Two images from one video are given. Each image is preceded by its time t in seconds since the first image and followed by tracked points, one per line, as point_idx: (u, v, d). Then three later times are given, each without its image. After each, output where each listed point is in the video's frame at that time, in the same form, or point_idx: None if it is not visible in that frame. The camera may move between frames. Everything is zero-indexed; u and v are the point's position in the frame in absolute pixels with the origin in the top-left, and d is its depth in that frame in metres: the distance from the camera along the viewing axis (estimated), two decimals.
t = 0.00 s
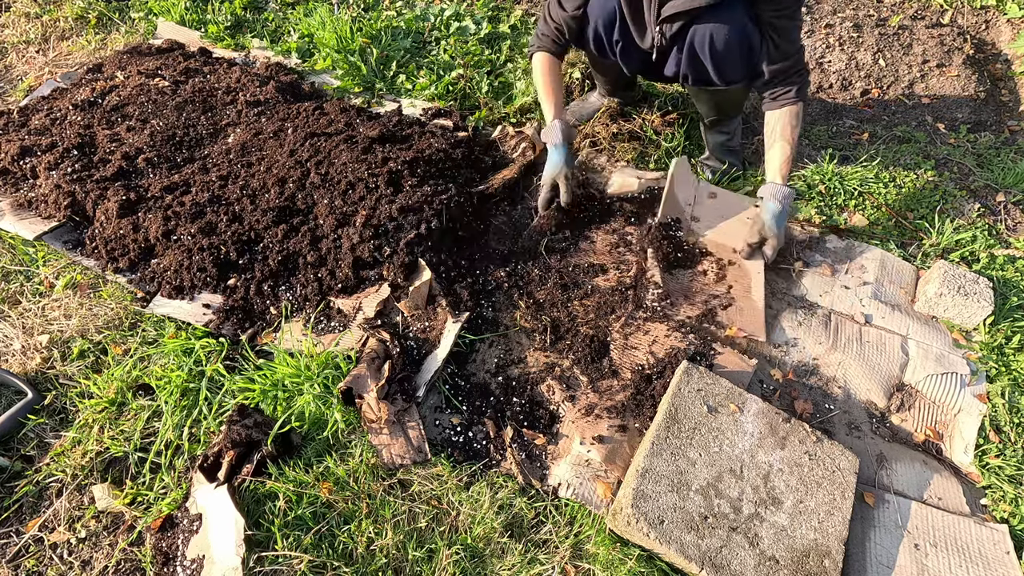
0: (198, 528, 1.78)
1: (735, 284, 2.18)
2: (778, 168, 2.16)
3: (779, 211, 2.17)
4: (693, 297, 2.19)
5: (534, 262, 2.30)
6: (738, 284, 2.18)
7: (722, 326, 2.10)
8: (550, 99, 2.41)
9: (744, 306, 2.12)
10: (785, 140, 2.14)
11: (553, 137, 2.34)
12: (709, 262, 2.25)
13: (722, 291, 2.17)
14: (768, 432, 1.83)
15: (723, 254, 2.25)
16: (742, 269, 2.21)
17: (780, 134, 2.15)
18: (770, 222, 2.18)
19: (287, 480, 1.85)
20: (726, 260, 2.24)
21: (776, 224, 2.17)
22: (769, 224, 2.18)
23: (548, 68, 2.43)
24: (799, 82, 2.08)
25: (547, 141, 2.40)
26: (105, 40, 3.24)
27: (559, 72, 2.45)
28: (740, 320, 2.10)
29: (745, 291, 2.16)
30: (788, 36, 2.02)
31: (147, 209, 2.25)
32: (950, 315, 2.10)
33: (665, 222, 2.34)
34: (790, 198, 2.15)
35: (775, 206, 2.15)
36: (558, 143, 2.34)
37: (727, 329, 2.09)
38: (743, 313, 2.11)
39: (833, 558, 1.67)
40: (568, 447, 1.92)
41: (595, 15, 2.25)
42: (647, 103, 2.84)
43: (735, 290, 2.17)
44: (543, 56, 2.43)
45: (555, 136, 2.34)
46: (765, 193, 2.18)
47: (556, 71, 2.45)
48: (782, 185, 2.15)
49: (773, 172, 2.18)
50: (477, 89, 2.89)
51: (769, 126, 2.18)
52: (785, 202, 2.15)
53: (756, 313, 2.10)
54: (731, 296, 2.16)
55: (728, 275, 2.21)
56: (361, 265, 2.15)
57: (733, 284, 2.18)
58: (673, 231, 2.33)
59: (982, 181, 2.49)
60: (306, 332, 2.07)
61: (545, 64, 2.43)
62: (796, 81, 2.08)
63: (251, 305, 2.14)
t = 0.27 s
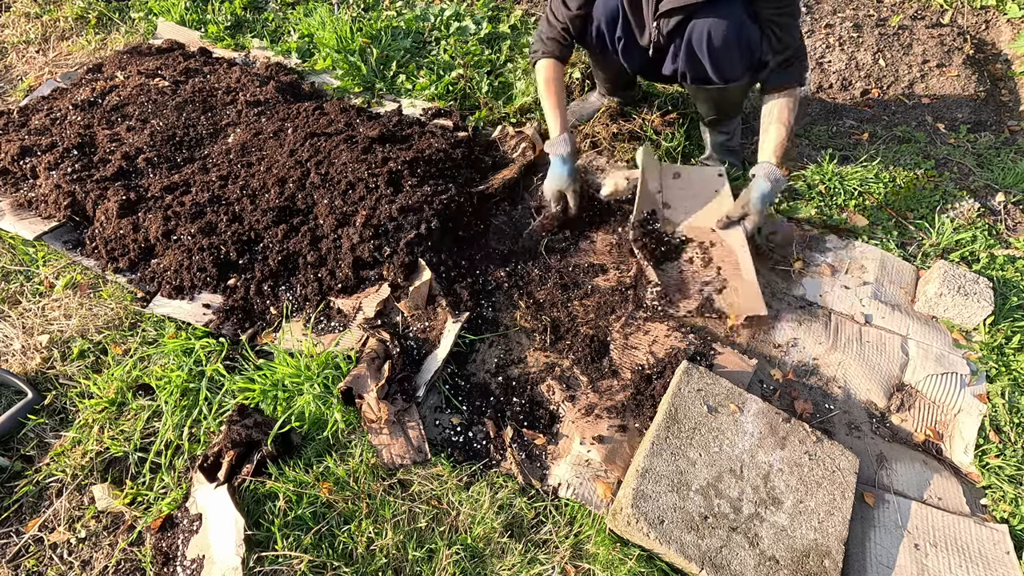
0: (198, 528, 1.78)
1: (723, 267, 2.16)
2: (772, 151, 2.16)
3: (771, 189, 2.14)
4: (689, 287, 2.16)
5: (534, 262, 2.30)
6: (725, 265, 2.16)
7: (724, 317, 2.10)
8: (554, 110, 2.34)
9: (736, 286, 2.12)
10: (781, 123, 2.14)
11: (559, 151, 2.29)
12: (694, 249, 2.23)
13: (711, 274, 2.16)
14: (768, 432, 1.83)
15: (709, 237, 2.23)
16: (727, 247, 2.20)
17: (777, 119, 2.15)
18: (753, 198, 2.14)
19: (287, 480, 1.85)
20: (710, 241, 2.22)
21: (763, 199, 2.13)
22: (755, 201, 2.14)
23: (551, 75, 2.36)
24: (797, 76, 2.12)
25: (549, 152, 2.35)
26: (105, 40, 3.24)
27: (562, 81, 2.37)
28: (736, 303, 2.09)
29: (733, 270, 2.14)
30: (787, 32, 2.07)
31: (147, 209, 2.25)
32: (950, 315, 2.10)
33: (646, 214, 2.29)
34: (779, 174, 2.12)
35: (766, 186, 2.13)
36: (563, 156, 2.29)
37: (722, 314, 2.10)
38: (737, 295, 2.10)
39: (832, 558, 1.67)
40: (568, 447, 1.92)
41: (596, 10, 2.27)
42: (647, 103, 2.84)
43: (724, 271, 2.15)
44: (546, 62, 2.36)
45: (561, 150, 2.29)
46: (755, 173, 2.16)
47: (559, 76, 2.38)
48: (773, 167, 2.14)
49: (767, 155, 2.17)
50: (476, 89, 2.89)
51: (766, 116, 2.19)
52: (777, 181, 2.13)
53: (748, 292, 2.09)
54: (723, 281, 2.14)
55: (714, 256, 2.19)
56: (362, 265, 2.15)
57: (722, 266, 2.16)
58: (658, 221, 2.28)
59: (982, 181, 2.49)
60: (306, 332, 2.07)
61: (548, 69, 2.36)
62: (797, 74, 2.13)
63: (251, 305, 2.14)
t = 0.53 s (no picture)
0: (198, 527, 1.78)
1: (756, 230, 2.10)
2: (796, 111, 2.17)
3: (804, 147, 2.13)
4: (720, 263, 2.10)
5: (534, 262, 2.30)
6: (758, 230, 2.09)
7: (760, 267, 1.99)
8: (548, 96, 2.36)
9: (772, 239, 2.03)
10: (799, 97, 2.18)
11: (553, 135, 2.31)
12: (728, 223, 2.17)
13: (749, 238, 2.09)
14: (768, 432, 1.83)
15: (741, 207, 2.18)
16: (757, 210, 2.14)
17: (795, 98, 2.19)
18: (787, 158, 2.14)
19: (287, 480, 1.85)
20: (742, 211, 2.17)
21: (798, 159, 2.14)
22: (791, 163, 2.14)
23: (548, 64, 2.38)
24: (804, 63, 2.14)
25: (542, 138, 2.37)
26: (105, 40, 3.24)
27: (557, 70, 2.40)
28: (774, 254, 1.98)
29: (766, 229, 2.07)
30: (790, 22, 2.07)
31: (147, 209, 2.25)
32: (950, 315, 2.09)
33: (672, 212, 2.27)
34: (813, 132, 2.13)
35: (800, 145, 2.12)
36: (557, 140, 2.31)
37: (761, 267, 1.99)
38: (773, 247, 2.00)
39: (833, 558, 1.67)
40: (568, 447, 1.92)
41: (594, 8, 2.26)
42: (647, 103, 2.84)
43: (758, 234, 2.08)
44: (543, 53, 2.38)
45: (554, 134, 2.31)
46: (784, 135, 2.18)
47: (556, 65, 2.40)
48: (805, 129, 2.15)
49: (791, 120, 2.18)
50: (477, 89, 2.89)
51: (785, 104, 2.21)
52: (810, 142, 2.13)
53: (787, 237, 1.99)
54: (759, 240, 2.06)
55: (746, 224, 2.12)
56: (361, 265, 2.15)
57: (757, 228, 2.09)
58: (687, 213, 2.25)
59: (982, 181, 2.49)
60: (306, 332, 2.07)
61: (545, 59, 2.39)
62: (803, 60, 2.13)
63: (251, 305, 2.14)
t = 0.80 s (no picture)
0: (198, 527, 1.79)
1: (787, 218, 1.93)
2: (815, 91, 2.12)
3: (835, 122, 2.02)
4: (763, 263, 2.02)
5: (534, 262, 2.30)
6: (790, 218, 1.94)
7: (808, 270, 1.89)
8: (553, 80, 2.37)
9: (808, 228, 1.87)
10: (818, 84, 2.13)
11: (552, 113, 2.32)
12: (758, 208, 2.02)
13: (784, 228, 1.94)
14: (768, 432, 1.83)
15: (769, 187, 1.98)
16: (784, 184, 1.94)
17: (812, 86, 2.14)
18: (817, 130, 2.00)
19: (287, 480, 1.85)
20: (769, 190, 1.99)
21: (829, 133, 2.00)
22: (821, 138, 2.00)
23: (551, 50, 2.40)
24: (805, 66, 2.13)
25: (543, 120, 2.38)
26: (105, 40, 3.24)
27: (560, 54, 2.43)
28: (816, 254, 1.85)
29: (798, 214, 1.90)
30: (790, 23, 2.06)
31: (147, 209, 2.25)
32: (950, 315, 2.09)
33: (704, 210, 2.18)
34: (843, 107, 2.02)
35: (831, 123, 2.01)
36: (555, 119, 2.31)
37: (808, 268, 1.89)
38: (813, 246, 1.86)
39: (833, 558, 1.67)
40: (568, 447, 1.92)
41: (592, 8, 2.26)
42: (647, 103, 2.84)
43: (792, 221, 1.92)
44: (546, 40, 2.41)
45: (551, 113, 2.31)
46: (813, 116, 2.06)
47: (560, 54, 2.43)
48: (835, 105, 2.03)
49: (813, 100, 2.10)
50: (477, 89, 2.89)
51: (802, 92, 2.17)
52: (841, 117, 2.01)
53: (825, 231, 1.81)
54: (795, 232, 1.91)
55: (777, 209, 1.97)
56: (361, 265, 2.15)
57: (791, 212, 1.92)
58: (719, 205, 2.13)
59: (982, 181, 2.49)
60: (306, 332, 2.07)
61: (547, 47, 2.40)
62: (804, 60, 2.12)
63: (251, 305, 2.14)
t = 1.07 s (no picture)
0: (198, 527, 1.79)
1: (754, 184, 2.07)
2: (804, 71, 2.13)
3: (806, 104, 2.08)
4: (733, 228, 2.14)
5: (534, 262, 2.30)
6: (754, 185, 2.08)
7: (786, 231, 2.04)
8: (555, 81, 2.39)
9: (778, 187, 2.01)
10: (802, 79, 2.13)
11: (555, 112, 2.32)
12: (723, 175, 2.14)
13: (754, 190, 2.07)
14: (768, 432, 1.83)
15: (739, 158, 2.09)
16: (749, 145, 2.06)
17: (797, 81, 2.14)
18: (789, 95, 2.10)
19: (287, 480, 1.85)
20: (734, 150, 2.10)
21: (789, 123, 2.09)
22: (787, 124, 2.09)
23: (552, 49, 2.42)
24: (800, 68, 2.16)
25: (547, 116, 2.39)
26: (105, 40, 3.24)
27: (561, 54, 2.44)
28: (788, 214, 2.01)
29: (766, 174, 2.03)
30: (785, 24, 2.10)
31: (147, 209, 2.25)
32: (950, 315, 2.10)
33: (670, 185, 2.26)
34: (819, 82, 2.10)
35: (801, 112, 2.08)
36: (560, 118, 2.33)
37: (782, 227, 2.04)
38: (782, 205, 2.02)
39: (833, 558, 1.67)
40: (568, 447, 1.92)
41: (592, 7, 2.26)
42: (647, 103, 2.84)
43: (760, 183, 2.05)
44: (547, 39, 2.42)
45: (555, 112, 2.32)
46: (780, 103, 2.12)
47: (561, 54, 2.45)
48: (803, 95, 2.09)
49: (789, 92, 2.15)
50: (476, 89, 2.89)
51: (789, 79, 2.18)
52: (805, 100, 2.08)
53: (797, 191, 1.98)
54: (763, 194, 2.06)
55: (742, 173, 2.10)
56: (361, 265, 2.15)
57: (758, 172, 2.05)
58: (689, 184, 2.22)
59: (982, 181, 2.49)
60: (306, 332, 2.07)
61: (548, 45, 2.42)
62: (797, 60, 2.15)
63: (251, 305, 2.14)
